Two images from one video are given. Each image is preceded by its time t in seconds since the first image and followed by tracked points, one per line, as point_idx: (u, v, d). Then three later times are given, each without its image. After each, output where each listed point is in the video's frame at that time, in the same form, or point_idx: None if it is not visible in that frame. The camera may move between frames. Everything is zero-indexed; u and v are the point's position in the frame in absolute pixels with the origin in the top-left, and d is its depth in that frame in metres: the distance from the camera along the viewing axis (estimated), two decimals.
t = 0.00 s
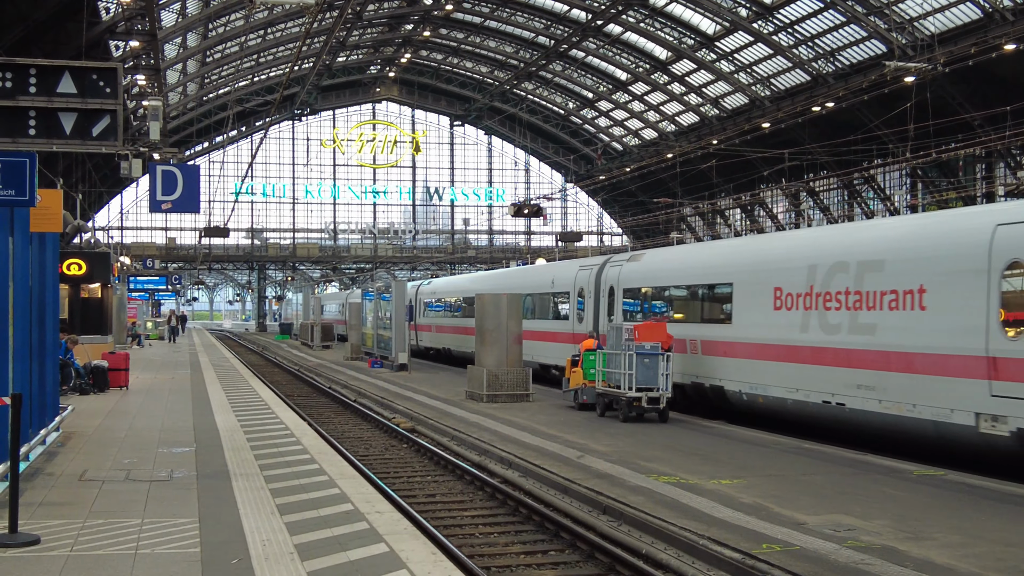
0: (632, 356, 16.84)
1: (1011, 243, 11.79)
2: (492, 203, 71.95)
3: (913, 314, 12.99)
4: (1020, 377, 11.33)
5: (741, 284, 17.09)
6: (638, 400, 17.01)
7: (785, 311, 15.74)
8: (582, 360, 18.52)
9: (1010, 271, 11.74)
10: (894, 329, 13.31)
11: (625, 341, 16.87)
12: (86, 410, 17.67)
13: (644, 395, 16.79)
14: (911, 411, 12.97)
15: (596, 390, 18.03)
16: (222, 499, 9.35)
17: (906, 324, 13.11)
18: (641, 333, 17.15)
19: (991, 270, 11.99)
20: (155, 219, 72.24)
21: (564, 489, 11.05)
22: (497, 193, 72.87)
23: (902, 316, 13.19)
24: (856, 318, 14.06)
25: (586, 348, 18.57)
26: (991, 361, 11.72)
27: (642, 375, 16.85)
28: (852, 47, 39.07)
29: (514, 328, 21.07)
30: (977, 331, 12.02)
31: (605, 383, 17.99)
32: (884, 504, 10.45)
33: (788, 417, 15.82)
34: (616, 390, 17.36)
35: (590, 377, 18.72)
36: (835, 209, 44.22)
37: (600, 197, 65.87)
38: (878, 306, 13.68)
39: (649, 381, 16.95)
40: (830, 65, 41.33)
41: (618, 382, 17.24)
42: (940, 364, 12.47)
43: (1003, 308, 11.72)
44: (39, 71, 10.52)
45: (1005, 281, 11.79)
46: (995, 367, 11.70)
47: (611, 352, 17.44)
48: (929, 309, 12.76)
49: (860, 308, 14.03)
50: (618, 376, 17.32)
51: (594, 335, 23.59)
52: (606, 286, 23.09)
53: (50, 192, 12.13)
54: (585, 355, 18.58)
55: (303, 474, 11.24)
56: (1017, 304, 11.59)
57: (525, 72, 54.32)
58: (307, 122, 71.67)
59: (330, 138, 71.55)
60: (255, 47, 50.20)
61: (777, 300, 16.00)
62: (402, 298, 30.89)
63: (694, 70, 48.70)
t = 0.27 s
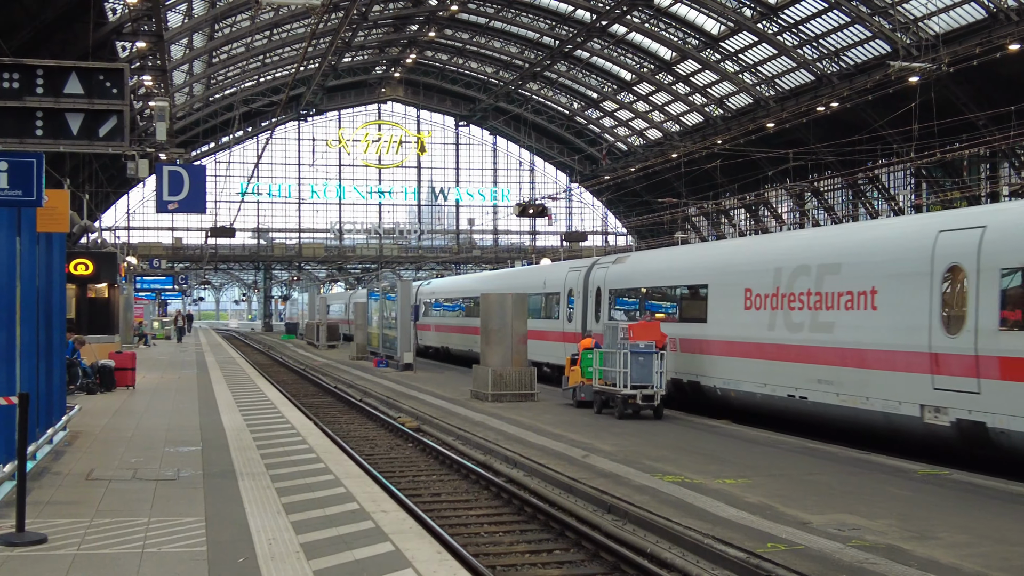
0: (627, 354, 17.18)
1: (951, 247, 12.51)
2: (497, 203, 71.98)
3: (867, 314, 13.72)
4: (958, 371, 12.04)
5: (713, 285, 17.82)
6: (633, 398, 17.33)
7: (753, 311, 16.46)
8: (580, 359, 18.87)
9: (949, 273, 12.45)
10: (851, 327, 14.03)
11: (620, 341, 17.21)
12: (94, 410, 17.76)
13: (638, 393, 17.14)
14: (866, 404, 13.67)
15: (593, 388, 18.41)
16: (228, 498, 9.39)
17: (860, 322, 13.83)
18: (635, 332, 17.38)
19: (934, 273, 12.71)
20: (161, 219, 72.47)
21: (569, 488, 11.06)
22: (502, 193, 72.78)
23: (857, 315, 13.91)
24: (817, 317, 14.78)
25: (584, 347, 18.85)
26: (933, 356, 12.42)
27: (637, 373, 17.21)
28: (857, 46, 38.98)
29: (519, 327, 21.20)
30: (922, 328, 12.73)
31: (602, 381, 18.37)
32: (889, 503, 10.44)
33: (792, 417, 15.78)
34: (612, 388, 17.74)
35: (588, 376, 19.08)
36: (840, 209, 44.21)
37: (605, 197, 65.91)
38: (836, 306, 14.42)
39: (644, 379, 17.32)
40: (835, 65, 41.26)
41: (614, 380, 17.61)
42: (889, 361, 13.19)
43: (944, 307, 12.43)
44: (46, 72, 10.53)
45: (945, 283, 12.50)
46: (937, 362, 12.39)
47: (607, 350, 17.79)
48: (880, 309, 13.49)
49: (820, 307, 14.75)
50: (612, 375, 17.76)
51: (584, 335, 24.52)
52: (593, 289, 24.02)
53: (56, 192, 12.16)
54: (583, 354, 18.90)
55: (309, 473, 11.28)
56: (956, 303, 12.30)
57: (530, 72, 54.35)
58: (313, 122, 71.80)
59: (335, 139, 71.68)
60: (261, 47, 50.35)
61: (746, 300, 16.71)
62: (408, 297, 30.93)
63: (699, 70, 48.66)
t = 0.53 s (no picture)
0: (623, 353, 17.55)
1: (901, 250, 13.45)
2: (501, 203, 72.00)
3: (829, 313, 14.68)
4: (906, 367, 13.02)
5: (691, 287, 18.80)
6: (629, 395, 17.73)
7: (728, 310, 17.39)
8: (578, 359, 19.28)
9: (899, 275, 13.39)
10: (814, 325, 14.98)
11: (617, 339, 17.60)
12: (98, 409, 17.78)
13: (634, 390, 17.53)
14: (827, 398, 14.64)
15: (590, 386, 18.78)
16: (232, 497, 9.41)
17: (823, 321, 14.81)
18: (631, 331, 17.72)
19: (885, 274, 13.66)
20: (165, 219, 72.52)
21: (573, 488, 11.04)
22: (506, 193, 73.17)
23: (819, 314, 14.87)
24: (784, 315, 15.73)
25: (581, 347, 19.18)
26: (886, 353, 13.40)
27: (632, 372, 17.59)
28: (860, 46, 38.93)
29: (522, 327, 21.14)
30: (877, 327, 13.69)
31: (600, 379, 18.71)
32: (894, 504, 10.40)
33: (797, 416, 15.78)
34: (609, 385, 18.13)
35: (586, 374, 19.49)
36: (845, 208, 44.16)
37: (609, 196, 65.92)
38: (801, 306, 15.38)
39: (639, 377, 17.67)
40: (839, 64, 41.18)
41: (610, 378, 18.00)
42: (848, 357, 14.16)
43: (894, 307, 13.37)
44: (50, 72, 10.51)
45: (895, 284, 13.45)
46: (889, 358, 13.36)
47: (604, 349, 18.15)
48: (839, 309, 14.45)
49: (788, 307, 15.70)
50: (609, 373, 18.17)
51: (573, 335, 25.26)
52: (581, 290, 24.85)
53: (60, 192, 12.16)
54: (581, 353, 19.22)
55: (313, 473, 11.28)
56: (906, 304, 13.26)
57: (534, 71, 54.30)
58: (316, 122, 71.82)
59: (339, 138, 71.69)
60: (265, 47, 50.39)
61: (722, 300, 17.66)
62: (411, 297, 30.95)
63: (703, 69, 48.59)
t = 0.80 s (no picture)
0: (618, 352, 17.99)
1: (857, 254, 14.45)
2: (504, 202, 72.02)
3: (793, 312, 15.62)
4: (861, 362, 14.00)
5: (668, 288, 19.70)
6: (624, 394, 18.13)
7: (701, 310, 18.28)
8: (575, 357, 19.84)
9: (855, 278, 14.36)
10: (779, 324, 15.91)
11: (612, 339, 18.07)
12: (101, 409, 17.82)
13: (628, 389, 17.95)
14: (791, 392, 15.57)
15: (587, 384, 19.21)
16: (236, 497, 9.42)
17: (787, 320, 15.74)
18: (625, 330, 18.33)
19: (843, 277, 14.64)
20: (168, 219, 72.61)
21: (576, 488, 11.03)
22: (509, 193, 72.95)
23: (784, 313, 15.80)
24: (752, 315, 16.65)
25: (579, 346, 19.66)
26: (843, 350, 14.35)
27: (627, 370, 18.01)
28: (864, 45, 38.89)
29: (526, 328, 21.11)
30: (835, 326, 14.65)
31: (596, 378, 19.08)
32: (898, 503, 10.38)
33: (799, 415, 15.78)
34: (604, 384, 18.57)
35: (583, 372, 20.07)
36: (848, 208, 44.14)
37: (612, 196, 65.93)
38: (767, 306, 16.29)
39: (634, 375, 18.09)
40: (842, 63, 41.13)
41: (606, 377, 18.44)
42: (809, 354, 15.09)
43: (851, 307, 14.34)
44: (54, 71, 10.52)
45: (851, 286, 14.44)
46: (846, 355, 14.31)
47: (600, 349, 18.59)
48: (802, 309, 15.41)
49: (756, 307, 16.62)
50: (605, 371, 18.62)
51: (561, 333, 25.97)
52: (570, 290, 25.59)
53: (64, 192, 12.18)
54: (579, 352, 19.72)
55: (316, 473, 11.28)
56: (861, 304, 14.24)
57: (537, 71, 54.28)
58: (319, 122, 71.86)
59: (342, 138, 71.72)
60: (268, 46, 50.42)
61: (696, 301, 18.56)
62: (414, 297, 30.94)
63: (706, 69, 48.56)
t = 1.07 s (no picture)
0: (614, 351, 18.20)
1: (819, 257, 15.36)
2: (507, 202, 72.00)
3: (761, 312, 16.51)
4: (822, 358, 14.90)
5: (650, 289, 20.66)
6: (620, 391, 18.42)
7: (680, 310, 19.18)
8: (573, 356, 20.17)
9: (817, 279, 15.28)
10: (750, 323, 16.78)
11: (608, 337, 18.25)
12: (106, 409, 17.86)
13: (624, 386, 18.22)
14: (759, 387, 16.44)
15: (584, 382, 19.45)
16: (239, 496, 9.43)
17: (756, 319, 16.61)
18: (621, 329, 18.55)
19: (806, 278, 15.55)
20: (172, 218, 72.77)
21: (580, 488, 11.02)
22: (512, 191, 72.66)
23: (753, 312, 16.69)
24: (725, 314, 17.51)
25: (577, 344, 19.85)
26: (805, 347, 15.24)
27: (623, 368, 18.24)
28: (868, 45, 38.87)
29: (529, 327, 21.27)
30: (799, 324, 15.54)
31: (594, 376, 19.30)
32: (902, 503, 10.35)
33: (803, 415, 15.77)
34: (600, 382, 18.82)
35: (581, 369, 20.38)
36: (852, 207, 44.09)
37: (615, 195, 65.90)
38: (740, 305, 17.13)
39: (630, 373, 18.33)
40: (846, 63, 41.07)
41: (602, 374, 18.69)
42: (775, 351, 15.98)
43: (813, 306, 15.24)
44: (58, 72, 10.52)
45: (813, 286, 15.35)
46: (808, 351, 15.21)
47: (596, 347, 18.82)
48: (770, 308, 16.29)
49: (729, 306, 17.49)
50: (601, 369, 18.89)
51: (552, 332, 26.59)
52: (558, 291, 26.35)
53: (68, 191, 12.20)
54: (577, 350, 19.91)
55: (320, 472, 11.28)
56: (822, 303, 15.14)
57: (540, 70, 54.25)
58: (323, 122, 71.95)
59: (346, 138, 71.84)
60: (271, 46, 50.49)
61: (675, 301, 19.46)
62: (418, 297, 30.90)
63: (709, 68, 48.53)
